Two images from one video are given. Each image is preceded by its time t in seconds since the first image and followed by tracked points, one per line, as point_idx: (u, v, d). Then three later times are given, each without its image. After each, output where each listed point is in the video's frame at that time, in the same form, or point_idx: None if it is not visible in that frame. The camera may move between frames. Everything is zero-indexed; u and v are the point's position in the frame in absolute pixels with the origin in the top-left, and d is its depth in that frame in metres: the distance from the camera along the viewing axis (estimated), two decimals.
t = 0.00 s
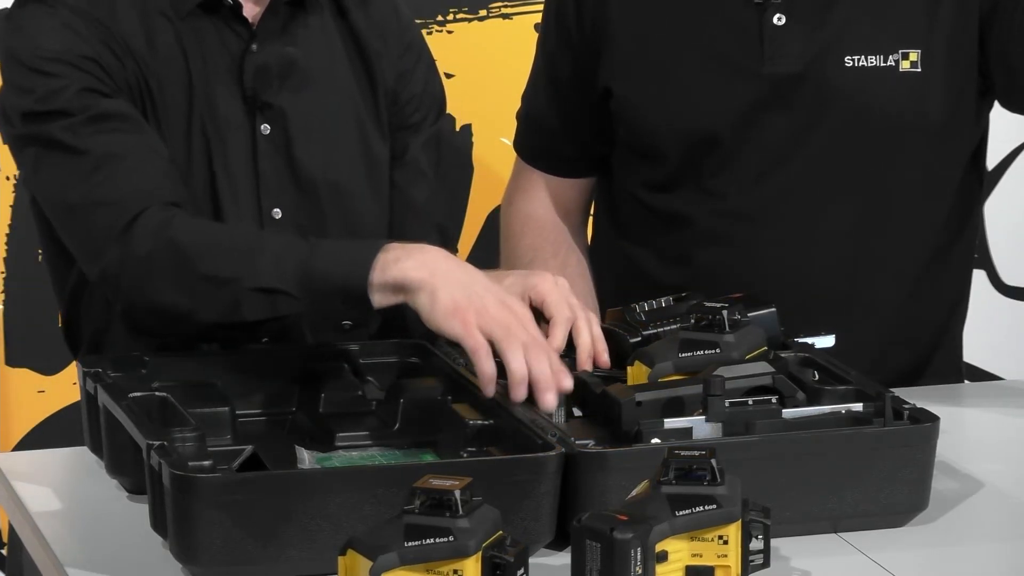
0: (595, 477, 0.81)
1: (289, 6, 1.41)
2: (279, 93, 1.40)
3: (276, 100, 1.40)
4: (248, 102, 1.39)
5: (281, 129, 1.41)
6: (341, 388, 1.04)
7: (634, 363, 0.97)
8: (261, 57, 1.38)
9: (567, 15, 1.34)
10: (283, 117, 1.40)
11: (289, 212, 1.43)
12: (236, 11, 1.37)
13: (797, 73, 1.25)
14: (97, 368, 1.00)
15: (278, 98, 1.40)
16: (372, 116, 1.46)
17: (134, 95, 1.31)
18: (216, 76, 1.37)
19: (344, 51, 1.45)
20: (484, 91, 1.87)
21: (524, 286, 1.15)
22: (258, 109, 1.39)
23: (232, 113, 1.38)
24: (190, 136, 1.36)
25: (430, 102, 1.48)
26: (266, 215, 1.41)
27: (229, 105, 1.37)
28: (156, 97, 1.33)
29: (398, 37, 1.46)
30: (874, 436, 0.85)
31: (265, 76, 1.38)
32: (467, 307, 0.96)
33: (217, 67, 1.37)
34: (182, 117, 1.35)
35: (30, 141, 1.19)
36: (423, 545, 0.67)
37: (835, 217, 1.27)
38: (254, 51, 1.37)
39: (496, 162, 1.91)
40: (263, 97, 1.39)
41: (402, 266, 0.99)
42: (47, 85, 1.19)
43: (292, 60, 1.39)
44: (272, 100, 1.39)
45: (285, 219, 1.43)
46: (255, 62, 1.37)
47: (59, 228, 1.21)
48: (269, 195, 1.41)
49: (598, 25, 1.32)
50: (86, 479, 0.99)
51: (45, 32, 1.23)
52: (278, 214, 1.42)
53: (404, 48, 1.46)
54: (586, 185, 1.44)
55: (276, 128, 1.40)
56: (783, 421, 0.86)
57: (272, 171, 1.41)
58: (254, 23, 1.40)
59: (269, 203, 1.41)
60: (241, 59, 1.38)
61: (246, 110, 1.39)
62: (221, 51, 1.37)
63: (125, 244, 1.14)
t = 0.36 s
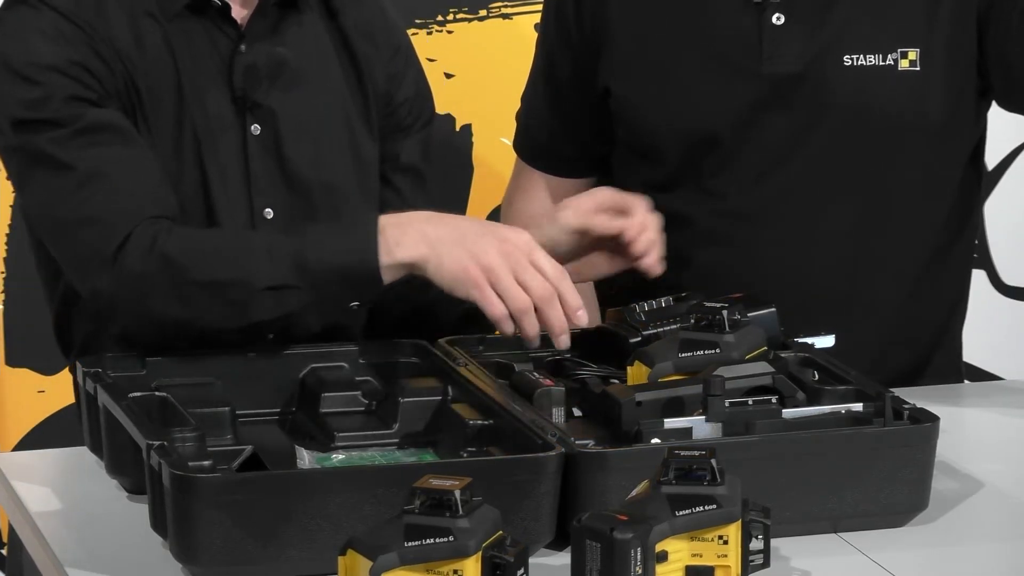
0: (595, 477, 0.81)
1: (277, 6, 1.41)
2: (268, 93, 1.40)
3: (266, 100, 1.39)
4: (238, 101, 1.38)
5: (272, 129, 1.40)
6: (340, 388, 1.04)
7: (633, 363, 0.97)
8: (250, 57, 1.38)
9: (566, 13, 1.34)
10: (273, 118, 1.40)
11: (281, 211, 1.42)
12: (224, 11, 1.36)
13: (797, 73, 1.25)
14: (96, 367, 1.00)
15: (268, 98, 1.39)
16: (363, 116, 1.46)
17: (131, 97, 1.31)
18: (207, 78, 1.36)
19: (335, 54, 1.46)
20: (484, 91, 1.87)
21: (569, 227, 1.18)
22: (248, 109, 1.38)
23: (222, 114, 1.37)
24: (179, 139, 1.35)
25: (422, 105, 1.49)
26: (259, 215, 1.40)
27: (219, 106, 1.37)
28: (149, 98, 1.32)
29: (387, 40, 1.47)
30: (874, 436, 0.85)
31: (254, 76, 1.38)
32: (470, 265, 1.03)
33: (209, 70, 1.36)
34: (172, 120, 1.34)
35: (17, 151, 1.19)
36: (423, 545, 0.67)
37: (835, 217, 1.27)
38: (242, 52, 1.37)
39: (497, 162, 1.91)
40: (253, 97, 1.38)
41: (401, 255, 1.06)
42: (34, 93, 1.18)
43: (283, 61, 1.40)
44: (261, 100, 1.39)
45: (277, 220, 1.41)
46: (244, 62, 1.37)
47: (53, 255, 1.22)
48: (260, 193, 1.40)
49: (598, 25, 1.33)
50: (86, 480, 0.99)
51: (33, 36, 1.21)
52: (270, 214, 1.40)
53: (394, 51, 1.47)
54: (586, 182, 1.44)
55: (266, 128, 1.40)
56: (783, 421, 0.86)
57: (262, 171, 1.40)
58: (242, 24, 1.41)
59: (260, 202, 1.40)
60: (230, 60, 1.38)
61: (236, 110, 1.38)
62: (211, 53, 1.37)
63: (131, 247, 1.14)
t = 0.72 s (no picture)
0: (595, 477, 0.81)
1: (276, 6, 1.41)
2: (268, 92, 1.40)
3: (265, 99, 1.39)
4: (238, 100, 1.38)
5: (271, 127, 1.40)
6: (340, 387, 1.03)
7: (633, 363, 0.97)
8: (251, 55, 1.37)
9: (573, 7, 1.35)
10: (273, 116, 1.40)
11: (282, 211, 1.42)
12: (225, 11, 1.37)
13: (798, 66, 1.25)
14: (96, 368, 1.00)
15: (268, 98, 1.39)
16: (360, 114, 1.46)
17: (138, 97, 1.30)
18: (207, 77, 1.36)
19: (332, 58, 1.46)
20: (485, 91, 1.87)
21: (635, 274, 1.15)
22: (248, 108, 1.38)
23: (223, 113, 1.37)
24: (185, 137, 1.34)
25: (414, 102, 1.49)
26: (259, 215, 1.40)
27: (221, 105, 1.37)
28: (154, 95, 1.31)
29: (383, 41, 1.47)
30: (874, 436, 0.85)
31: (254, 75, 1.38)
32: (506, 306, 1.05)
33: (210, 70, 1.36)
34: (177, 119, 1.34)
35: (29, 148, 1.18)
36: (423, 545, 0.67)
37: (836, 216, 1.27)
38: (243, 50, 1.37)
39: (497, 163, 1.91)
40: (253, 96, 1.38)
41: (450, 289, 1.09)
42: (46, 89, 1.18)
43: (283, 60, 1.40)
44: (261, 99, 1.39)
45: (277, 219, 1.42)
46: (245, 60, 1.37)
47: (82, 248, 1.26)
48: (261, 193, 1.40)
49: (603, 20, 1.33)
50: (86, 480, 0.99)
51: (31, 36, 1.19)
52: (271, 213, 1.40)
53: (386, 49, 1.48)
54: (595, 183, 1.44)
55: (266, 127, 1.40)
56: (783, 421, 0.86)
57: (263, 171, 1.40)
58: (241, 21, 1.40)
59: (262, 201, 1.40)
60: (230, 58, 1.37)
61: (236, 108, 1.38)
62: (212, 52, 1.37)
63: (150, 248, 1.15)
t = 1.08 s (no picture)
0: (595, 477, 0.81)
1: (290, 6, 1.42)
2: (281, 91, 1.40)
3: (278, 99, 1.39)
4: (252, 99, 1.38)
5: (283, 126, 1.40)
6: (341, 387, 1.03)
7: (633, 363, 0.97)
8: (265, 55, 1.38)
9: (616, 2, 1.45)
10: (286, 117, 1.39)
11: (292, 212, 1.42)
12: (240, 11, 1.37)
13: (841, 48, 1.37)
14: (96, 368, 0.99)
15: (281, 97, 1.39)
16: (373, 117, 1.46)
17: (150, 98, 1.31)
18: (220, 76, 1.36)
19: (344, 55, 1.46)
20: (484, 91, 1.86)
21: (630, 271, 1.18)
22: (261, 107, 1.38)
23: (235, 112, 1.37)
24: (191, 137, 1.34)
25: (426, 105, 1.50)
26: (271, 215, 1.40)
27: (232, 105, 1.37)
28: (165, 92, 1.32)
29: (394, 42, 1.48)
30: (874, 436, 0.85)
31: (269, 74, 1.38)
32: (506, 334, 1.04)
33: (225, 68, 1.36)
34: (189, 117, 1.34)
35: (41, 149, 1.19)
36: (423, 545, 0.67)
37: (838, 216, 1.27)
38: (258, 50, 1.37)
39: (496, 163, 1.90)
40: (265, 95, 1.38)
41: (451, 310, 1.10)
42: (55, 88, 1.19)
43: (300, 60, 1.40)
44: (274, 98, 1.38)
45: (288, 219, 1.42)
46: (258, 60, 1.37)
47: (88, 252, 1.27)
48: (272, 193, 1.39)
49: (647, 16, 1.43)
50: (86, 481, 0.99)
51: (43, 35, 1.21)
52: (282, 213, 1.40)
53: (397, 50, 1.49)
54: (637, 173, 1.52)
55: (279, 127, 1.39)
56: (782, 421, 0.86)
57: (275, 172, 1.39)
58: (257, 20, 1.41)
59: (273, 201, 1.40)
60: (246, 57, 1.38)
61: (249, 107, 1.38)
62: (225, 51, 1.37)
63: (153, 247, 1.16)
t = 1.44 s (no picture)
0: (595, 477, 0.81)
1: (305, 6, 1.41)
2: (293, 90, 1.39)
3: (291, 98, 1.38)
4: (265, 99, 1.37)
5: (297, 126, 1.39)
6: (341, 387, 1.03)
7: (633, 364, 0.97)
8: (278, 55, 1.37)
9: None
10: (298, 116, 1.38)
11: (305, 211, 1.41)
12: (255, 8, 1.36)
13: (924, 37, 1.33)
14: (97, 368, 0.99)
15: (293, 97, 1.38)
16: (384, 119, 1.46)
17: (160, 94, 1.30)
18: (235, 77, 1.35)
19: (357, 54, 1.45)
20: (485, 91, 1.84)
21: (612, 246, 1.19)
22: (273, 106, 1.37)
23: (250, 112, 1.36)
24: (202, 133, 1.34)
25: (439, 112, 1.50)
26: (282, 213, 1.39)
27: (243, 104, 1.35)
28: (177, 88, 1.31)
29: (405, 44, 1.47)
30: (874, 436, 0.85)
31: (281, 74, 1.37)
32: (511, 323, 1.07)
33: (237, 67, 1.35)
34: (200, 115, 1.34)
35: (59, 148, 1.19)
36: (423, 545, 0.67)
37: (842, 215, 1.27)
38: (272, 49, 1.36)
39: (495, 163, 1.87)
40: (277, 93, 1.37)
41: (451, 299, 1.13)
42: (71, 82, 1.20)
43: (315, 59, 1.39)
44: (286, 97, 1.37)
45: (300, 217, 1.41)
46: (272, 59, 1.36)
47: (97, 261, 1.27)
48: (284, 192, 1.39)
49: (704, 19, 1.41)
50: (88, 480, 0.99)
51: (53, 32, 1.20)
52: (294, 212, 1.40)
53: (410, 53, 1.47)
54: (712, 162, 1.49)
55: (292, 126, 1.38)
56: (783, 421, 0.86)
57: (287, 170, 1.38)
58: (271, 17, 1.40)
59: (285, 199, 1.39)
60: (260, 57, 1.36)
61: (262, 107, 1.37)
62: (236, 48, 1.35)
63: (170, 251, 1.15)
